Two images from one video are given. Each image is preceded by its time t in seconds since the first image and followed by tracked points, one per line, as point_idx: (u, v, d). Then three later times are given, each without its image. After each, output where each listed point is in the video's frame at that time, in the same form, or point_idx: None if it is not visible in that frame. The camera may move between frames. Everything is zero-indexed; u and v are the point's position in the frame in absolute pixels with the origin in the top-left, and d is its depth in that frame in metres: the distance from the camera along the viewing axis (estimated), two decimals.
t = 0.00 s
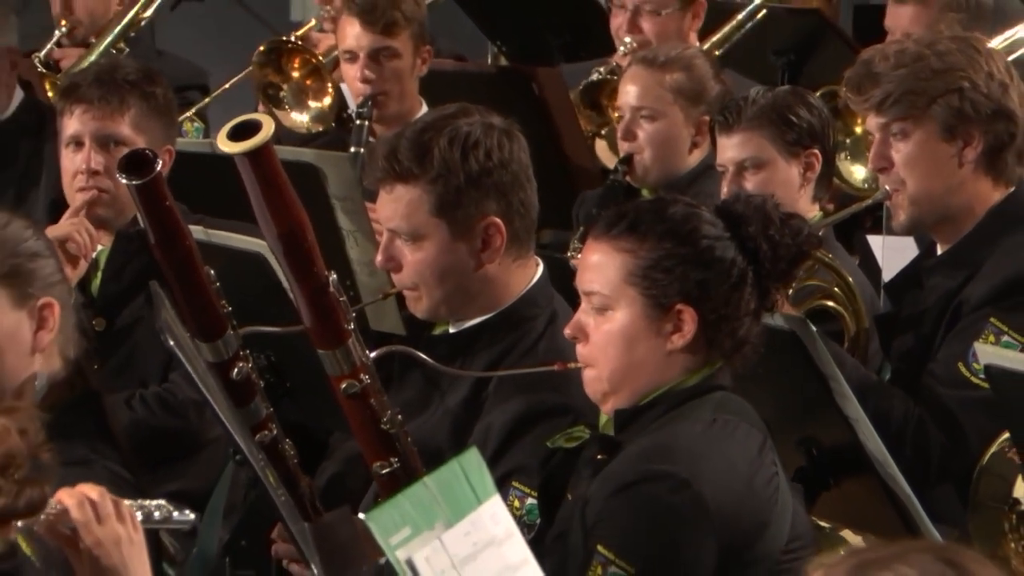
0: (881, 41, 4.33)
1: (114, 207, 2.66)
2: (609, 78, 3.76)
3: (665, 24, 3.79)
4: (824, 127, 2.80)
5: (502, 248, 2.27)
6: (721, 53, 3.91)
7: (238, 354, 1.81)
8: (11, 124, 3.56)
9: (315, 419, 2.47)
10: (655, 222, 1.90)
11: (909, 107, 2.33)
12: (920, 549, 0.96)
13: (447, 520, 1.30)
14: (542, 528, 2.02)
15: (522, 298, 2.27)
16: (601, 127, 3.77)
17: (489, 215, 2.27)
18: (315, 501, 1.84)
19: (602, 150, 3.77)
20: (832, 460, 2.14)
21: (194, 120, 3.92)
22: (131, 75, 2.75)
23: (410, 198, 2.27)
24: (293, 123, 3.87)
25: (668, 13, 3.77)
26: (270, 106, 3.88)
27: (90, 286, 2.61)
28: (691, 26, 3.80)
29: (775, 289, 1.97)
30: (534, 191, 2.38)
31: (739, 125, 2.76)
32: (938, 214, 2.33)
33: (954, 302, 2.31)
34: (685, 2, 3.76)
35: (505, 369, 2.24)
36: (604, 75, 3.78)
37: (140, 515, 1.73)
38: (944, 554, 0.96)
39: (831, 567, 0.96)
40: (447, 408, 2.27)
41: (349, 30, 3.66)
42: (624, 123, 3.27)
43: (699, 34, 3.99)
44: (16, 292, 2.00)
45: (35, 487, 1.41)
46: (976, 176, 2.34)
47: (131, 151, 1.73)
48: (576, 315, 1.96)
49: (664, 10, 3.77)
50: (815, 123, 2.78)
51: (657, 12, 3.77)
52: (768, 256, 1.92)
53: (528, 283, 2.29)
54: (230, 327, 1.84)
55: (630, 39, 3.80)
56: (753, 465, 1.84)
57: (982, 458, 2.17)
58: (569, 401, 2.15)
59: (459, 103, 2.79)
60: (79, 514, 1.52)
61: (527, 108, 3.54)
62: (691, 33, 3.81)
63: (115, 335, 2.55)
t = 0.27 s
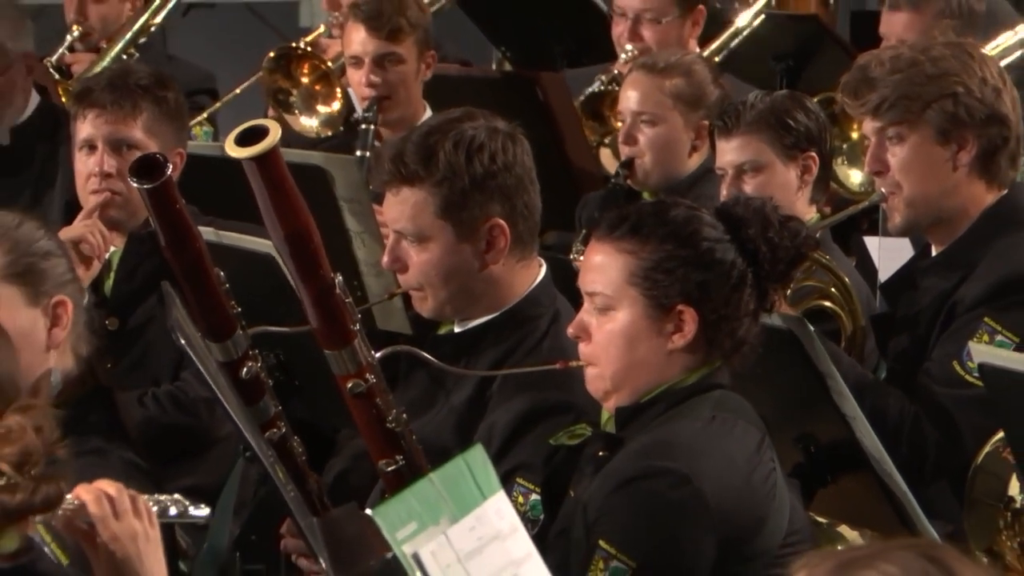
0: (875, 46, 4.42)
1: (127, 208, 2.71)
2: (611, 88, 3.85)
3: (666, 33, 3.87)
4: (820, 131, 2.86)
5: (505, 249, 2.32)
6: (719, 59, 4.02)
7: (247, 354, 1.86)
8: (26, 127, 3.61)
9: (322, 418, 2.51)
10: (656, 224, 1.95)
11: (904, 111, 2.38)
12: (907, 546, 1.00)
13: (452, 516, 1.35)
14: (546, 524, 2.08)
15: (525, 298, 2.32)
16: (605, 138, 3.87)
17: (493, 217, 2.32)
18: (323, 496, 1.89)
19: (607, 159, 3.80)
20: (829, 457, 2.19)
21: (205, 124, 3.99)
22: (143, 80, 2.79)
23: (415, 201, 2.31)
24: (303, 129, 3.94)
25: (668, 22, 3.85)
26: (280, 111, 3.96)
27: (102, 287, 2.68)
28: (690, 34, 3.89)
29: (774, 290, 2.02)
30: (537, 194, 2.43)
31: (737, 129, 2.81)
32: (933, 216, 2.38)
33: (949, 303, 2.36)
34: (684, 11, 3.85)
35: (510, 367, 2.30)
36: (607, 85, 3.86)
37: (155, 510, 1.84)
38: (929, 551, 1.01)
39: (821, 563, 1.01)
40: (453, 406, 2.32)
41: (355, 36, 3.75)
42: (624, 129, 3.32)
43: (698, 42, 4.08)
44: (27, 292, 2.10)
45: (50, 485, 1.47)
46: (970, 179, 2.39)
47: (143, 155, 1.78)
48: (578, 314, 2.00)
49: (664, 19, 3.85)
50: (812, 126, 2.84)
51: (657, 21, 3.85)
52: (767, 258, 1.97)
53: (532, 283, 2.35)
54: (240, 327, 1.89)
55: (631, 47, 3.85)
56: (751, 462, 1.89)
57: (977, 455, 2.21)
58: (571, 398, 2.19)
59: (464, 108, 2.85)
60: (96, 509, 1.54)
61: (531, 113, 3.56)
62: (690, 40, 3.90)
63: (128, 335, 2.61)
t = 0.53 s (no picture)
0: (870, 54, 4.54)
1: (140, 210, 2.77)
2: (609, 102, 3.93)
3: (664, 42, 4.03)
4: (817, 134, 2.93)
5: (509, 249, 2.37)
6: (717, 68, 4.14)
7: (255, 352, 1.94)
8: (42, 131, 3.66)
9: (330, 416, 2.55)
10: (663, 226, 2.00)
11: (898, 117, 2.44)
12: (894, 542, 1.06)
13: (457, 511, 1.40)
14: (547, 519, 2.10)
15: (528, 298, 2.37)
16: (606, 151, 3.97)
17: (497, 218, 2.37)
18: (329, 492, 1.98)
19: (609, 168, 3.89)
20: (826, 454, 2.24)
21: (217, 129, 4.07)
22: (156, 86, 2.83)
23: (423, 202, 2.37)
24: (313, 132, 4.01)
25: (666, 31, 4.01)
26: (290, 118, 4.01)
27: (115, 288, 2.75)
28: (688, 42, 4.06)
29: (776, 294, 2.08)
30: (541, 196, 2.48)
31: (736, 133, 2.89)
32: (927, 218, 2.44)
33: (943, 303, 2.41)
34: (682, 20, 4.02)
35: (513, 366, 2.35)
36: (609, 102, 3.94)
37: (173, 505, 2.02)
38: (915, 547, 1.06)
39: (812, 556, 1.06)
40: (457, 404, 2.37)
41: (362, 43, 3.84)
42: (624, 134, 3.39)
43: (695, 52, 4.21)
44: (36, 287, 2.15)
45: (65, 477, 1.50)
46: (963, 181, 2.44)
47: (151, 159, 1.85)
48: (583, 311, 2.05)
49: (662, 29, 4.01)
50: (808, 130, 2.91)
51: (655, 31, 4.00)
52: (771, 261, 2.03)
53: (535, 283, 2.40)
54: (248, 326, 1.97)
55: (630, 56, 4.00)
56: (749, 459, 1.94)
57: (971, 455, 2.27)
58: (574, 397, 2.25)
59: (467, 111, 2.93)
60: (115, 504, 1.60)
61: (536, 117, 3.66)
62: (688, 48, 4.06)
63: (140, 334, 2.66)
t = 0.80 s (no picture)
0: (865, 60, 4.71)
1: (152, 213, 2.80)
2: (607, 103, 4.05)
3: (661, 47, 4.16)
4: (813, 138, 3.01)
5: (510, 250, 2.42)
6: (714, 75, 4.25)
7: (257, 351, 2.03)
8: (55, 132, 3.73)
9: (339, 412, 2.60)
10: (670, 227, 2.05)
11: (896, 121, 2.49)
12: (880, 541, 1.11)
13: (462, 506, 1.45)
14: (548, 513, 2.20)
15: (529, 296, 2.42)
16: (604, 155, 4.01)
17: (499, 218, 2.42)
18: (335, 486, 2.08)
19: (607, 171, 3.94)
20: (823, 449, 2.28)
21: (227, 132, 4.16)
22: (168, 90, 2.88)
23: (427, 200, 2.42)
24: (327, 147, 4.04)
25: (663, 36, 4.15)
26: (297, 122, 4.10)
27: (127, 288, 2.80)
28: (684, 47, 4.19)
29: (778, 302, 2.12)
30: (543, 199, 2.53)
31: (734, 137, 2.97)
32: (923, 220, 2.49)
33: (938, 304, 2.46)
34: (678, 26, 4.16)
35: (513, 362, 2.39)
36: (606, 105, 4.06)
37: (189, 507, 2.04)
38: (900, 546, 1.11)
39: (802, 555, 1.11)
40: (460, 401, 2.42)
41: (370, 47, 3.96)
42: (622, 141, 3.47)
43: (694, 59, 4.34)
44: (41, 289, 2.21)
45: (76, 470, 1.56)
46: (958, 185, 2.49)
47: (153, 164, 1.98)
48: (589, 305, 2.11)
49: (659, 34, 4.15)
50: (806, 134, 2.99)
51: (653, 36, 4.14)
52: (774, 268, 2.08)
53: (535, 282, 2.45)
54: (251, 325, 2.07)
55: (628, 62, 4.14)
56: (748, 455, 1.99)
57: (966, 453, 2.32)
58: (573, 392, 2.28)
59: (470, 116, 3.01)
60: (132, 507, 1.65)
61: (539, 122, 3.71)
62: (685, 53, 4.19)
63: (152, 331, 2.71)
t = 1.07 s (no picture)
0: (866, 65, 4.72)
1: (164, 214, 2.84)
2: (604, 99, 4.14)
3: (655, 46, 4.23)
4: (811, 142, 3.08)
5: (508, 252, 2.47)
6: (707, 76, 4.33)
7: (267, 349, 2.06)
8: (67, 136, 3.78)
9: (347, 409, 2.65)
10: (670, 227, 2.10)
11: (894, 126, 2.53)
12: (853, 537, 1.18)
13: (467, 501, 1.50)
14: (548, 506, 2.25)
15: (529, 293, 2.47)
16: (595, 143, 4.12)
17: (498, 221, 2.48)
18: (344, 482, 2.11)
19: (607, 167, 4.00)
20: (820, 446, 2.33)
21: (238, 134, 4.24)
22: (179, 95, 2.93)
23: (428, 203, 2.47)
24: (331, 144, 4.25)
25: (656, 35, 4.21)
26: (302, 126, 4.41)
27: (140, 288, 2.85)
28: (678, 46, 4.26)
29: (775, 301, 2.17)
30: (542, 202, 2.59)
31: (733, 141, 3.05)
32: (920, 223, 2.54)
33: (935, 304, 2.51)
34: (672, 24, 4.22)
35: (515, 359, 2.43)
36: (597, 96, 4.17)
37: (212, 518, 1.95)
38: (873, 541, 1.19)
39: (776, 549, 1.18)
40: (462, 396, 2.46)
41: (378, 55, 4.01)
42: (625, 143, 3.52)
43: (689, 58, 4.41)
44: (43, 295, 2.27)
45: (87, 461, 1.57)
46: (955, 188, 2.54)
47: (163, 166, 2.03)
48: (590, 304, 2.16)
49: (653, 33, 4.21)
50: (802, 138, 3.06)
51: (646, 35, 4.21)
52: (772, 268, 2.13)
53: (534, 282, 2.50)
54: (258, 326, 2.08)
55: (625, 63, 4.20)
56: (746, 448, 2.04)
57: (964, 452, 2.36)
58: (572, 388, 2.35)
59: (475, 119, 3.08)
60: (151, 512, 1.73)
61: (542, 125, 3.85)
62: (679, 52, 4.26)
63: (164, 331, 2.75)
